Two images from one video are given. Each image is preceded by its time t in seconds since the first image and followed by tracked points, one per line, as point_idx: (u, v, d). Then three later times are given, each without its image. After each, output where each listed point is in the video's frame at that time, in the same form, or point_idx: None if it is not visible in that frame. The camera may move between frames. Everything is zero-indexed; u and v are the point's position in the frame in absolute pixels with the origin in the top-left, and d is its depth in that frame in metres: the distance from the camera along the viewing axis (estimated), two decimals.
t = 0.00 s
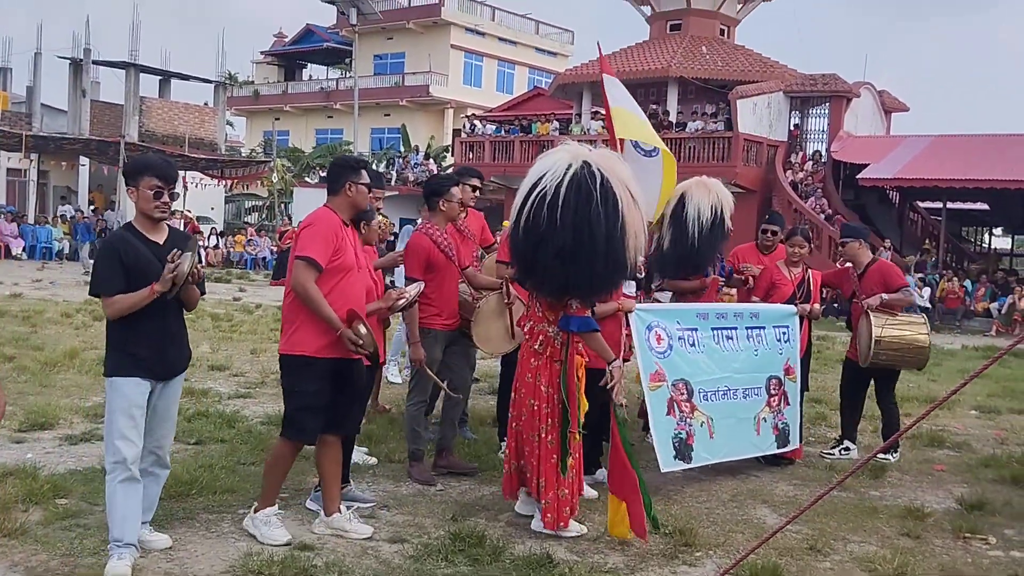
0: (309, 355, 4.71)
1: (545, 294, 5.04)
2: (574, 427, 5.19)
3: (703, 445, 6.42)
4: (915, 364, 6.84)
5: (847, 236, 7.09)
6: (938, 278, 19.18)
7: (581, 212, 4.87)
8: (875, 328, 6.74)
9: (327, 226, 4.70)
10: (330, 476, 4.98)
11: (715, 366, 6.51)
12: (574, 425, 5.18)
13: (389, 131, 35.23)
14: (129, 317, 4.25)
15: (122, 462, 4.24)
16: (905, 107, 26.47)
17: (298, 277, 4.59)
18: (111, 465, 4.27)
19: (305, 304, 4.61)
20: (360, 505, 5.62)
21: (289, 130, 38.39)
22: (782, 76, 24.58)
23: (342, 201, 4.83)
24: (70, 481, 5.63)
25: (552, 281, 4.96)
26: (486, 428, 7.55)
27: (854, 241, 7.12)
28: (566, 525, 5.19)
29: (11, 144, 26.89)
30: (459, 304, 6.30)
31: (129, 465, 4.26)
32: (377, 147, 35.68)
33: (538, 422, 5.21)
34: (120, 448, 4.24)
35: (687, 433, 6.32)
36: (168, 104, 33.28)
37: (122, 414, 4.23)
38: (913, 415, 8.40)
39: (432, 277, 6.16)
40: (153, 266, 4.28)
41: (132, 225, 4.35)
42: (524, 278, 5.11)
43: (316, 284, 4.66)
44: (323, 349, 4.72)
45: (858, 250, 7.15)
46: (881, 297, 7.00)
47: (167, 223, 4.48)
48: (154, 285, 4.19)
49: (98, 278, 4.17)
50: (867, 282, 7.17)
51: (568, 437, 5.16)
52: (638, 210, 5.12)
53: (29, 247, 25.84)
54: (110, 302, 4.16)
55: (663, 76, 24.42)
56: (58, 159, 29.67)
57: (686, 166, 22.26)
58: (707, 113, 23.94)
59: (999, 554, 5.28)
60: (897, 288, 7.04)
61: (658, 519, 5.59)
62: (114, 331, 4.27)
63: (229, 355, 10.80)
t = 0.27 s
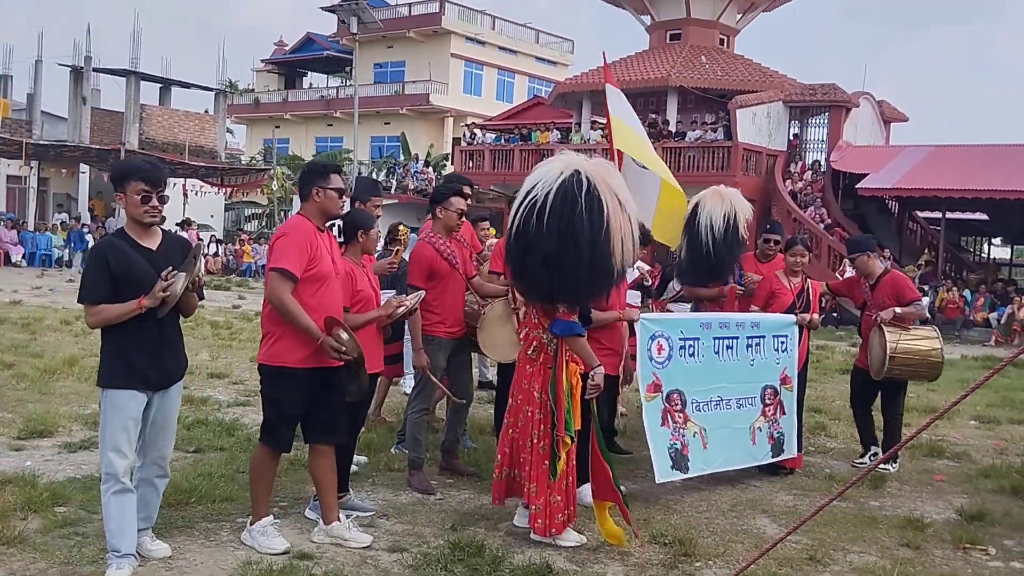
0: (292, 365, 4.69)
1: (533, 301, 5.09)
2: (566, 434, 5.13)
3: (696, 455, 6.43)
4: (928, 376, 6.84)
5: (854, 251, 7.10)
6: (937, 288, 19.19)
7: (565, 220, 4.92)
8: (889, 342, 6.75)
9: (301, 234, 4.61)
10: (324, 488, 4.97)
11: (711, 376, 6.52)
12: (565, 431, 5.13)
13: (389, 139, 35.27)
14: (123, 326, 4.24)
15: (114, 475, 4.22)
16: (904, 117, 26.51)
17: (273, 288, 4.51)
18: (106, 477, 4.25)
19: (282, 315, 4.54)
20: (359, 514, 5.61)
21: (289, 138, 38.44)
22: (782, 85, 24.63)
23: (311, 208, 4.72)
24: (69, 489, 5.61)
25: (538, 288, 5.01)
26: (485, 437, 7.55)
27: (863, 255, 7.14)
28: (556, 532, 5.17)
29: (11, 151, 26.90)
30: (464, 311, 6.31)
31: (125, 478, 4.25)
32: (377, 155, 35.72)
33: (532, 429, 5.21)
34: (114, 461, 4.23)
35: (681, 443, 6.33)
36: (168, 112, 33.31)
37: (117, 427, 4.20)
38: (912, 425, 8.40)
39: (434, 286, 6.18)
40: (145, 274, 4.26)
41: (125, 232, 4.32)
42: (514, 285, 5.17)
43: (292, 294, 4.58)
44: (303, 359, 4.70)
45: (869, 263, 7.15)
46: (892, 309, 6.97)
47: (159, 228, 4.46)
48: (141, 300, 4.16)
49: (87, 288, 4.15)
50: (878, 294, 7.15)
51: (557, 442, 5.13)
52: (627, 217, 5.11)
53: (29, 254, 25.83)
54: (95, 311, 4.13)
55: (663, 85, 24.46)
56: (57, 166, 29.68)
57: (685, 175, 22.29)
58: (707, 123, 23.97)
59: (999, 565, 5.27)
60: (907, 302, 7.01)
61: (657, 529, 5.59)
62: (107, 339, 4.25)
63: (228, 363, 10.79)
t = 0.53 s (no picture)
0: (273, 374, 4.68)
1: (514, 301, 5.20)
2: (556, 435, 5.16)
3: (688, 463, 6.43)
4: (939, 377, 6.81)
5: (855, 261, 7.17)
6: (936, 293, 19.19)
7: (537, 220, 5.01)
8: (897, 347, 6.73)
9: (278, 245, 4.57)
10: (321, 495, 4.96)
11: (712, 384, 6.52)
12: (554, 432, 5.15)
13: (388, 145, 35.29)
14: (113, 335, 4.19)
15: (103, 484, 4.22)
16: (902, 123, 26.55)
17: (247, 299, 4.47)
18: (100, 488, 4.24)
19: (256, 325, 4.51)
20: (358, 521, 5.60)
21: (288, 144, 38.46)
22: (780, 91, 24.67)
23: (290, 214, 4.68)
24: (67, 496, 5.60)
25: (515, 287, 5.12)
26: (484, 443, 7.53)
27: (862, 266, 7.22)
28: (550, 534, 5.21)
29: (11, 158, 26.91)
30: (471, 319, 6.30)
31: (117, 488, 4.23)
32: (376, 161, 35.74)
33: (523, 430, 5.26)
34: (107, 471, 4.22)
35: (677, 452, 6.32)
36: (167, 118, 33.34)
37: (108, 438, 4.20)
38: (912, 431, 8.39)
39: (444, 290, 6.17)
40: (134, 284, 4.21)
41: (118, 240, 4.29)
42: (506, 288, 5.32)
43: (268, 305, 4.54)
44: (283, 368, 4.68)
45: (871, 273, 7.22)
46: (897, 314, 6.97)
47: (152, 236, 4.40)
48: (127, 311, 4.12)
49: (75, 296, 4.11)
50: (880, 302, 7.19)
51: (545, 442, 5.17)
52: (605, 219, 5.07)
53: (28, 261, 25.82)
54: (80, 320, 4.08)
55: (661, 91, 24.50)
56: (57, 173, 29.69)
57: (684, 181, 22.30)
58: (706, 129, 24.00)
59: (1000, 571, 5.26)
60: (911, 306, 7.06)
61: (657, 535, 5.57)
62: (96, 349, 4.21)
63: (227, 369, 10.78)
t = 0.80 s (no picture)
0: (261, 376, 4.66)
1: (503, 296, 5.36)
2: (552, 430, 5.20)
3: (688, 461, 6.43)
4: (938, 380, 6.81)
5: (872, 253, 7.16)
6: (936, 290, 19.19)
7: (514, 214, 5.19)
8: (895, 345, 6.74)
9: (269, 247, 4.56)
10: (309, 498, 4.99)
11: (714, 382, 6.52)
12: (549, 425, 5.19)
13: (387, 147, 35.28)
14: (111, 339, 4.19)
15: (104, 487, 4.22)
16: (900, 120, 26.55)
17: (233, 301, 4.48)
18: (99, 491, 4.24)
19: (242, 327, 4.52)
20: (359, 521, 5.60)
21: (287, 146, 38.46)
22: (778, 89, 24.67)
23: (284, 216, 4.68)
24: (68, 499, 5.60)
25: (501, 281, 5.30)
26: (484, 443, 7.53)
27: (879, 258, 7.22)
28: (544, 528, 5.23)
29: (9, 162, 26.91)
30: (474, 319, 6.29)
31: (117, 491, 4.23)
32: (374, 163, 35.73)
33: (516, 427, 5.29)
34: (106, 474, 4.22)
35: (676, 450, 6.32)
36: (165, 121, 33.34)
37: (106, 440, 4.19)
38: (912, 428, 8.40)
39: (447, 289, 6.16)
40: (133, 288, 4.20)
41: (116, 242, 4.27)
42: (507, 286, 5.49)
43: (254, 308, 4.55)
44: (272, 371, 4.66)
45: (885, 266, 7.21)
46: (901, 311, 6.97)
47: (151, 240, 4.39)
48: (126, 315, 4.11)
49: (72, 299, 4.09)
50: (890, 297, 7.17)
51: (535, 437, 5.19)
52: (580, 210, 5.08)
53: (27, 265, 25.83)
54: (78, 324, 4.07)
55: (659, 90, 24.51)
56: (55, 177, 29.69)
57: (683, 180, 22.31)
58: (704, 127, 24.00)
59: (1001, 567, 5.26)
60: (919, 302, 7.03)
61: (659, 534, 5.58)
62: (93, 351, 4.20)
63: (228, 371, 10.78)
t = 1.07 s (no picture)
0: (260, 370, 4.65)
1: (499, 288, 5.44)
2: (547, 422, 5.22)
3: (690, 451, 6.44)
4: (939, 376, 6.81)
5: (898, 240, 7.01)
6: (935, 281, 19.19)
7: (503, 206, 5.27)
8: (890, 340, 6.87)
9: (263, 241, 4.54)
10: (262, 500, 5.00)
11: (714, 372, 6.52)
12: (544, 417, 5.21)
13: (385, 142, 35.25)
14: (108, 335, 4.17)
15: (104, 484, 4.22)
16: (899, 110, 26.51)
17: (229, 296, 4.49)
18: (99, 488, 4.24)
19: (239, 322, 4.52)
20: (360, 516, 5.60)
21: (285, 142, 38.43)
22: (776, 81, 24.64)
23: (276, 211, 4.65)
24: (69, 496, 5.60)
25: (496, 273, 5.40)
26: (485, 436, 7.52)
27: (903, 242, 7.06)
28: (535, 519, 5.24)
29: (7, 160, 26.88)
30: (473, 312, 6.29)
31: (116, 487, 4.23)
32: (373, 158, 35.70)
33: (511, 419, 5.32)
34: (105, 471, 4.22)
35: (677, 439, 6.33)
36: (163, 118, 33.30)
37: (105, 437, 4.19)
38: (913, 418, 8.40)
39: (447, 282, 6.17)
40: (131, 284, 4.20)
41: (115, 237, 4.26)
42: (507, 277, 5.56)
43: (251, 302, 4.55)
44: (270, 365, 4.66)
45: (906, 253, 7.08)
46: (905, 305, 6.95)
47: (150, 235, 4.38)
48: (124, 311, 4.10)
49: (70, 293, 4.09)
50: (903, 287, 7.11)
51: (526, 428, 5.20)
52: (563, 201, 5.07)
53: (26, 263, 25.82)
54: (76, 319, 4.06)
55: (657, 83, 24.48)
56: (53, 175, 29.66)
57: (681, 173, 22.30)
58: (702, 120, 23.98)
59: (1002, 556, 5.26)
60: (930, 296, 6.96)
61: (660, 526, 5.58)
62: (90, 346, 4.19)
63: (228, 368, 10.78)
